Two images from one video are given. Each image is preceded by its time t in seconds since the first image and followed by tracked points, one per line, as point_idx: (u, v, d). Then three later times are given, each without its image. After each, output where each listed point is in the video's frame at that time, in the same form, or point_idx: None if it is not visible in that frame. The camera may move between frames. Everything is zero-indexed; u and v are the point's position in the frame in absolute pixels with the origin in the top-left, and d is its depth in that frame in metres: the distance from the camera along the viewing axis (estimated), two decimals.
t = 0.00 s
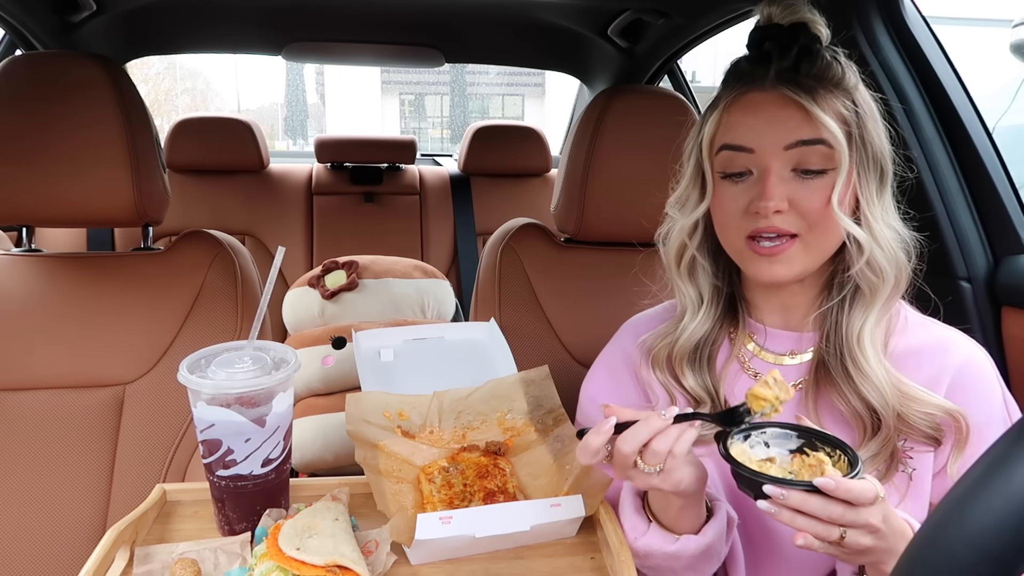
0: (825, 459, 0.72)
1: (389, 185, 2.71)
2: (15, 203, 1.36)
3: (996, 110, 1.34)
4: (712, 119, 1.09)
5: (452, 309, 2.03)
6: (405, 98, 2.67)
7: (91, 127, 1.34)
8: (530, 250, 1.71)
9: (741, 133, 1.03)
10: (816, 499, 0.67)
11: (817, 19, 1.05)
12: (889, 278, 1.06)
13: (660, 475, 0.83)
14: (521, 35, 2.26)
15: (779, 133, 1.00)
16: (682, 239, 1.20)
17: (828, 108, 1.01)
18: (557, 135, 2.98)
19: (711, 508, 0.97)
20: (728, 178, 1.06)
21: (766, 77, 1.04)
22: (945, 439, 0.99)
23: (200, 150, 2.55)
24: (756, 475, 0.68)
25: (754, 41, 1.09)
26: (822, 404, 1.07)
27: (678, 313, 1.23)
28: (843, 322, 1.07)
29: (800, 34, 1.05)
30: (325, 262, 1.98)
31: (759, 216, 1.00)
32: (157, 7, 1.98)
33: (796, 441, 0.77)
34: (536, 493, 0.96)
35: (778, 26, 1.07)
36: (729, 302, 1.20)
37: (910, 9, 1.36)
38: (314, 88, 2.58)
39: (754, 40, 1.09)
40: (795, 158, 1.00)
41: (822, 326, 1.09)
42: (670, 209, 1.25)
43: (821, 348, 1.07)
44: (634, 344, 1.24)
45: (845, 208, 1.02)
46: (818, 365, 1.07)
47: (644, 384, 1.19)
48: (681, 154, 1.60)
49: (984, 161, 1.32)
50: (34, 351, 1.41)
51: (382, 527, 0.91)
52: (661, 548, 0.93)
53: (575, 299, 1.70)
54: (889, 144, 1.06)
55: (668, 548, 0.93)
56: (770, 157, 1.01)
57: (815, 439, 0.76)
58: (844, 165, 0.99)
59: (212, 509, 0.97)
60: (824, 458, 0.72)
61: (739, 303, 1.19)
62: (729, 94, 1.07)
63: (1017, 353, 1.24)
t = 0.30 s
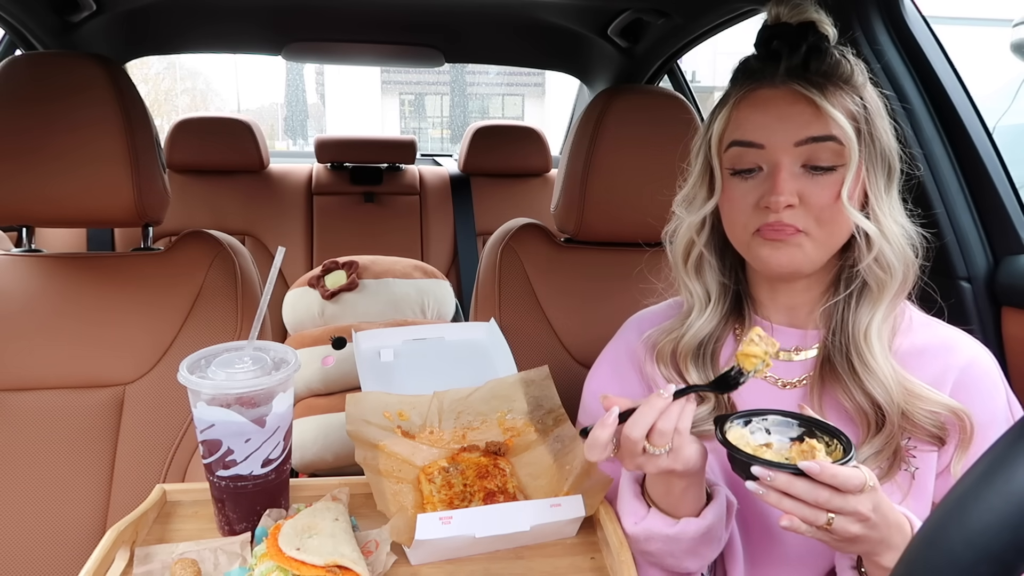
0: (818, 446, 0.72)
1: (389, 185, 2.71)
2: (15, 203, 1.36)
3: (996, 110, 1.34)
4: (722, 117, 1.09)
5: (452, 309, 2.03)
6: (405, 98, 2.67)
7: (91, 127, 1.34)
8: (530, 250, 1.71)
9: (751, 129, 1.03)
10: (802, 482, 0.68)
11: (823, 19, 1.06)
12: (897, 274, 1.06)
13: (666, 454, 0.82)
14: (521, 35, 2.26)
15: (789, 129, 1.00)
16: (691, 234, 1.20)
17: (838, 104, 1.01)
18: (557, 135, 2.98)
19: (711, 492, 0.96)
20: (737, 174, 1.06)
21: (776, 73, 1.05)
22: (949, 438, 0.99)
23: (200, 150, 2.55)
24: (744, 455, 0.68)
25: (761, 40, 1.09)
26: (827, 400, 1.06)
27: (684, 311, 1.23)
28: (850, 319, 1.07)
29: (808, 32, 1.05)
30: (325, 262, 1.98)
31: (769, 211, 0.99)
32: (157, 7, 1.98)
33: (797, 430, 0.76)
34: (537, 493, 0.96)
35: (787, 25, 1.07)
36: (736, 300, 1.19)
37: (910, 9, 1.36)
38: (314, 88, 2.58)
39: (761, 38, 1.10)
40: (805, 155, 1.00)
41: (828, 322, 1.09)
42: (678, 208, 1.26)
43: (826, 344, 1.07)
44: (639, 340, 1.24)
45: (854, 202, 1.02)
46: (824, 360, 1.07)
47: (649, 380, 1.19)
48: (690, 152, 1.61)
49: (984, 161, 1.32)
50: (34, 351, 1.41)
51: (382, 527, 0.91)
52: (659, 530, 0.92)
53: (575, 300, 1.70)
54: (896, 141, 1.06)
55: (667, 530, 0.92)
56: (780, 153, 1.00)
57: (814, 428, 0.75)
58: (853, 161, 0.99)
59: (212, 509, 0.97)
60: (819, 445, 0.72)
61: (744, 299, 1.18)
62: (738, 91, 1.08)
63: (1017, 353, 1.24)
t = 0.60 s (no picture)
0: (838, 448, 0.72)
1: (389, 185, 2.71)
2: (15, 203, 1.36)
3: (996, 110, 1.34)
4: (724, 117, 1.09)
5: (452, 309, 2.03)
6: (405, 98, 2.67)
7: (91, 127, 1.34)
8: (530, 250, 1.71)
9: (752, 129, 1.03)
10: (826, 486, 0.67)
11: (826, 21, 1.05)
12: (899, 274, 1.05)
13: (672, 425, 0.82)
14: (521, 35, 2.26)
15: (791, 128, 1.00)
16: (694, 234, 1.20)
17: (840, 104, 1.01)
18: (557, 135, 2.98)
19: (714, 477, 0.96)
20: (739, 174, 1.06)
21: (778, 73, 1.05)
22: (951, 437, 0.99)
23: (200, 150, 2.55)
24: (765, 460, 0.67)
25: (764, 40, 1.09)
26: (830, 398, 1.07)
27: (687, 309, 1.23)
28: (853, 318, 1.07)
29: (810, 33, 1.06)
30: (325, 262, 1.98)
31: (771, 210, 0.99)
32: (157, 7, 1.98)
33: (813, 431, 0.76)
34: (537, 493, 0.96)
35: (789, 25, 1.07)
36: (741, 301, 1.19)
37: (909, 9, 1.36)
38: (314, 88, 2.58)
39: (764, 39, 1.10)
40: (806, 154, 1.00)
41: (831, 321, 1.09)
42: (680, 208, 1.27)
43: (829, 342, 1.08)
44: (641, 334, 1.24)
45: (856, 201, 1.02)
46: (826, 359, 1.07)
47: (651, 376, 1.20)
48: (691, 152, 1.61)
49: (983, 161, 1.32)
50: (34, 350, 1.41)
51: (382, 527, 0.91)
52: (664, 511, 0.92)
53: (575, 300, 1.70)
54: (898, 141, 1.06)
55: (671, 512, 0.92)
56: (782, 152, 1.00)
57: (831, 429, 0.74)
58: (855, 160, 0.99)
59: (212, 509, 0.97)
60: (839, 447, 0.71)
61: (749, 299, 1.19)
62: (740, 91, 1.08)
63: (1017, 353, 1.24)
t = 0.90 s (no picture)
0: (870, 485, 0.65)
1: (389, 185, 2.71)
2: (15, 203, 1.36)
3: (996, 110, 1.34)
4: (723, 111, 1.09)
5: (452, 309, 2.03)
6: (405, 98, 2.66)
7: (91, 127, 1.34)
8: (530, 250, 1.71)
9: (750, 124, 1.03)
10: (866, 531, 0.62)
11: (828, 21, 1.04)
12: (895, 273, 1.06)
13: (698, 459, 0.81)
14: (521, 35, 2.26)
15: (787, 123, 1.00)
16: (691, 229, 1.20)
17: (838, 102, 1.01)
18: (557, 135, 2.98)
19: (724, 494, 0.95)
20: (736, 169, 1.06)
21: (778, 70, 1.05)
22: (948, 438, 0.99)
23: (200, 149, 2.55)
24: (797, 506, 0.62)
25: (766, 39, 1.09)
26: (826, 400, 1.06)
27: (683, 307, 1.23)
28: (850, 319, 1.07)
29: (813, 32, 1.05)
30: (325, 262, 1.98)
31: (763, 204, 0.99)
32: (157, 8, 1.98)
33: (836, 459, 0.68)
34: (537, 493, 0.96)
35: (791, 24, 1.07)
36: (734, 296, 1.20)
37: (910, 9, 1.36)
38: (314, 88, 2.57)
39: (766, 38, 1.09)
40: (803, 150, 1.00)
41: (825, 321, 1.10)
42: (679, 203, 1.26)
43: (825, 344, 1.08)
44: (637, 337, 1.25)
45: (852, 198, 1.02)
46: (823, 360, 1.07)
47: (647, 376, 1.19)
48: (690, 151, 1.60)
49: (983, 161, 1.32)
50: (34, 350, 1.41)
51: (383, 527, 0.91)
52: (680, 534, 0.91)
53: (575, 300, 1.70)
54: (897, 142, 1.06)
55: (687, 534, 0.91)
56: (778, 146, 1.00)
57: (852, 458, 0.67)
58: (852, 158, 0.99)
59: (212, 509, 0.97)
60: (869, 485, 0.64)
61: (743, 297, 1.18)
62: (740, 87, 1.08)
63: (1017, 352, 1.24)
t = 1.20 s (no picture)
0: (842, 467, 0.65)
1: (389, 185, 2.72)
2: (15, 203, 1.36)
3: (996, 110, 1.34)
4: (716, 115, 1.09)
5: (452, 309, 2.03)
6: (405, 98, 2.66)
7: (91, 127, 1.34)
8: (530, 249, 1.71)
9: (742, 127, 1.03)
10: (831, 506, 0.62)
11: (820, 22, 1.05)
12: (890, 273, 1.06)
13: (663, 446, 0.80)
14: (521, 35, 2.26)
15: (779, 125, 1.00)
16: (686, 233, 1.21)
17: (829, 103, 1.01)
18: (557, 135, 2.98)
19: (714, 490, 0.95)
20: (731, 172, 1.06)
21: (768, 73, 1.05)
22: (949, 438, 0.99)
23: (200, 150, 2.55)
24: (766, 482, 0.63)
25: (756, 41, 1.10)
26: (826, 399, 1.06)
27: (682, 308, 1.23)
28: (847, 319, 1.07)
29: (803, 33, 1.06)
30: (325, 262, 1.98)
31: (759, 207, 0.99)
32: (158, 8, 1.98)
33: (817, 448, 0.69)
34: (537, 493, 0.96)
35: (781, 26, 1.08)
36: (733, 299, 1.20)
37: (909, 9, 1.36)
38: (314, 88, 2.54)
39: (756, 40, 1.10)
40: (797, 151, 1.00)
41: (824, 322, 1.10)
42: (676, 205, 1.26)
43: (823, 343, 1.08)
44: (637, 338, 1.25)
45: (845, 203, 1.02)
46: (820, 358, 1.07)
47: (648, 376, 1.20)
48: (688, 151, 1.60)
49: (983, 161, 1.32)
50: (34, 350, 1.41)
51: (383, 527, 0.91)
52: (662, 528, 0.92)
53: (575, 300, 1.70)
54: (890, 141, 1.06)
55: (670, 528, 0.91)
56: (771, 148, 1.00)
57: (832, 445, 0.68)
58: (844, 157, 0.99)
59: (213, 509, 0.97)
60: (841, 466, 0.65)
61: (742, 299, 1.18)
62: (732, 90, 1.08)
63: (1017, 352, 1.24)
